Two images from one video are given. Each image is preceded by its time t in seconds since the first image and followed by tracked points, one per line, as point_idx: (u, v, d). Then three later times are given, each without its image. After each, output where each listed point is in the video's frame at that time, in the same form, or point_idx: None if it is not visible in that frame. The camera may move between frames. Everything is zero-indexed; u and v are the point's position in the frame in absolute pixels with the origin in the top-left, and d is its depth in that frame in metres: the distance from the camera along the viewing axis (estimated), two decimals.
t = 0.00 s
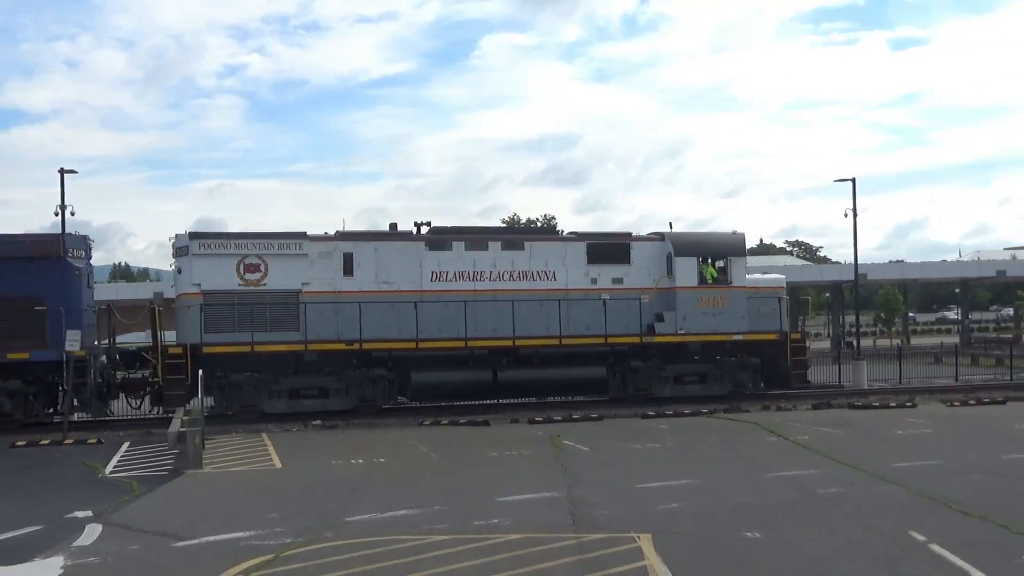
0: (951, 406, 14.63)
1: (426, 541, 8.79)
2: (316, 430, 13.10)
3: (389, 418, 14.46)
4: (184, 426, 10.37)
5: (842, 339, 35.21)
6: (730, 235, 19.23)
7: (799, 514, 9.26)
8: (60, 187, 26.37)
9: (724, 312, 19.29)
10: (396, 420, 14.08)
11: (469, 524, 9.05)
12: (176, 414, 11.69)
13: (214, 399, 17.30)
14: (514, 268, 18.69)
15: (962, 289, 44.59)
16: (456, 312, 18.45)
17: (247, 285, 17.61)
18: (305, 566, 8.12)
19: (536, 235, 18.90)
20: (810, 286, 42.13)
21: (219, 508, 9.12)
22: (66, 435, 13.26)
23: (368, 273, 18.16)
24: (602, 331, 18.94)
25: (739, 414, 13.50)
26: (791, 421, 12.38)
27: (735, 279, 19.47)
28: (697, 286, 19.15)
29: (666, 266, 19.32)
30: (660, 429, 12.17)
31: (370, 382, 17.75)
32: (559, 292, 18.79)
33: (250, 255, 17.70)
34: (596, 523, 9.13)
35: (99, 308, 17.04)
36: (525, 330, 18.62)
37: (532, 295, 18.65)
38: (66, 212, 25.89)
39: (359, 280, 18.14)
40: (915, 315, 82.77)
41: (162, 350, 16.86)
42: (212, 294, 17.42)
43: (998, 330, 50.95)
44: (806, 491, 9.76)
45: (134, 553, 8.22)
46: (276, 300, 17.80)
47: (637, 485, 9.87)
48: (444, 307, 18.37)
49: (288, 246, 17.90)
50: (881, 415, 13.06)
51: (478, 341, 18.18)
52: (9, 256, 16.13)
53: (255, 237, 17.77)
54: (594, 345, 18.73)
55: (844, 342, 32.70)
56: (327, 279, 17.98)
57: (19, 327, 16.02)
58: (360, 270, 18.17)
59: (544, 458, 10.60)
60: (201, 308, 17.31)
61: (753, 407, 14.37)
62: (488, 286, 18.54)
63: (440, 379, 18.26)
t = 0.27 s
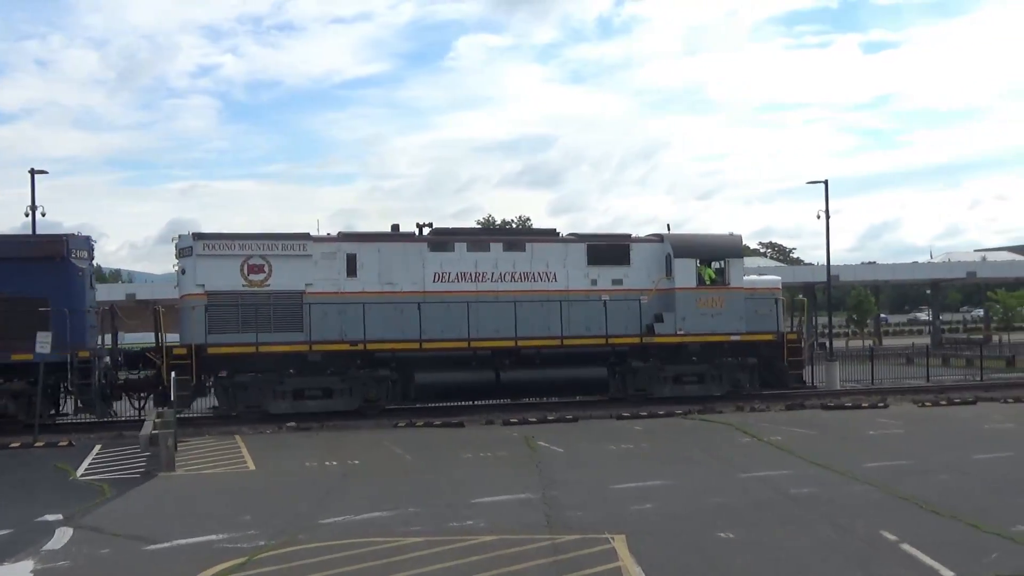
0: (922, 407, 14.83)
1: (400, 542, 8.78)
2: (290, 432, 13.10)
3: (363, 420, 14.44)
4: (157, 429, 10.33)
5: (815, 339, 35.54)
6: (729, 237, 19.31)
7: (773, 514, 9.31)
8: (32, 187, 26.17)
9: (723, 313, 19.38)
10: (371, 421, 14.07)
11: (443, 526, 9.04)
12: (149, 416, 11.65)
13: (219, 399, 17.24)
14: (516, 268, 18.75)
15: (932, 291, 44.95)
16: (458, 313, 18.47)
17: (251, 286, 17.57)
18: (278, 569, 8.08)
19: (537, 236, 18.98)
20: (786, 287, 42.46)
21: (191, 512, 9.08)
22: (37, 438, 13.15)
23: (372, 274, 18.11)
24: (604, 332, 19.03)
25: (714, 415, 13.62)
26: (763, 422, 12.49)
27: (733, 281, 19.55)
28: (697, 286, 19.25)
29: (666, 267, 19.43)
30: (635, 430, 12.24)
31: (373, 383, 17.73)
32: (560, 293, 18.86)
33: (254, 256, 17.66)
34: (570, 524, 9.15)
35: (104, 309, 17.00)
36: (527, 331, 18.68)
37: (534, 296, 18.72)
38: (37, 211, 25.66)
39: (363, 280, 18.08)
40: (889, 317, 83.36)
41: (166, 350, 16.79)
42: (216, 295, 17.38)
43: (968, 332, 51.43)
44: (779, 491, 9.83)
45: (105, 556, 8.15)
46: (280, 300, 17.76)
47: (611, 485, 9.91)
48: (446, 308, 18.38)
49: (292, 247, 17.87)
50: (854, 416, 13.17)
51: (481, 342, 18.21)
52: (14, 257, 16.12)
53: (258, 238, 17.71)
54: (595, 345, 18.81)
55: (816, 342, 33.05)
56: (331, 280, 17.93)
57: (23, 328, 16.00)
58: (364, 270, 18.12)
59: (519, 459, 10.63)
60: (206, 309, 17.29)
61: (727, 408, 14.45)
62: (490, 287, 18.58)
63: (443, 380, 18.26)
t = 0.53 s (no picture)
0: (895, 408, 15.04)
1: (376, 545, 8.74)
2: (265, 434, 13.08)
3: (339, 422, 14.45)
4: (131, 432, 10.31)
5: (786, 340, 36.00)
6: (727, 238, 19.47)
7: (748, 515, 9.35)
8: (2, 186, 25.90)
9: (722, 314, 19.61)
10: (348, 424, 14.09)
11: (420, 528, 9.01)
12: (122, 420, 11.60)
13: (226, 400, 17.16)
14: (519, 270, 18.83)
15: (905, 292, 45.52)
16: (462, 315, 18.52)
17: (257, 288, 17.40)
18: (254, 571, 8.01)
19: (540, 238, 19.04)
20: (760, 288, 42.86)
21: (166, 517, 9.01)
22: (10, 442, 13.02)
23: (377, 276, 18.08)
24: (606, 333, 19.18)
25: (689, 416, 13.79)
26: (736, 422, 12.73)
27: (733, 282, 19.74)
28: (696, 287, 19.43)
29: (665, 269, 19.57)
30: (611, 431, 12.35)
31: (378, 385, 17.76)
32: (562, 294, 18.98)
33: (260, 257, 17.50)
34: (546, 525, 9.15)
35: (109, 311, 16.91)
36: (530, 333, 18.79)
37: (536, 298, 18.82)
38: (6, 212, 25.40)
39: (367, 283, 18.06)
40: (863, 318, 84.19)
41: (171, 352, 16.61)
42: (222, 297, 17.19)
43: (938, 332, 52.18)
44: (754, 492, 9.88)
45: (79, 561, 8.06)
46: (286, 302, 17.62)
47: (587, 487, 9.95)
48: (450, 310, 18.43)
49: (297, 249, 17.74)
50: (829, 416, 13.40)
51: (485, 344, 18.30)
52: (19, 260, 16.08)
53: (264, 240, 17.57)
54: (598, 347, 18.96)
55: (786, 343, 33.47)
56: (336, 282, 17.86)
57: (29, 331, 15.95)
58: (368, 272, 18.09)
59: (495, 461, 10.68)
60: (213, 311, 17.12)
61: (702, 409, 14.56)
62: (493, 289, 18.65)
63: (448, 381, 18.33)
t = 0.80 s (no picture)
0: (868, 409, 15.25)
1: (352, 548, 8.71)
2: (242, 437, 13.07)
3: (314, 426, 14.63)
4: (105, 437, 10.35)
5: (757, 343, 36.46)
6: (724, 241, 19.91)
7: (723, 517, 9.39)
8: None
9: (721, 316, 19.95)
10: (322, 427, 14.13)
11: (397, 531, 9.01)
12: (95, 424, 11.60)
13: (233, 402, 17.14)
14: (522, 273, 18.98)
15: (879, 295, 46.13)
16: (465, 317, 18.62)
17: (263, 290, 17.47)
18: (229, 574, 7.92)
19: (542, 241, 19.22)
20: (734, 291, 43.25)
21: (141, 522, 8.99)
22: None
23: (381, 278, 18.17)
24: (608, 335, 19.36)
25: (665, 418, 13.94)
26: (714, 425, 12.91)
27: (731, 284, 20.14)
28: (696, 290, 19.79)
29: (665, 272, 19.83)
30: (586, 434, 12.47)
31: (385, 386, 17.75)
32: (564, 297, 19.16)
33: (266, 259, 17.55)
34: (523, 527, 9.17)
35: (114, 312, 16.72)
36: (532, 334, 18.93)
37: (539, 300, 18.98)
38: None
39: (371, 285, 18.13)
40: (839, 322, 84.78)
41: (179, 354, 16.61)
42: (229, 299, 17.23)
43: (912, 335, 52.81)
44: (729, 493, 9.95)
45: (51, 566, 7.96)
46: (292, 304, 17.68)
47: (564, 490, 10.02)
48: (454, 311, 18.53)
49: (302, 251, 17.79)
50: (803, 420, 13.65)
51: (490, 345, 18.39)
52: (24, 261, 15.68)
53: (270, 242, 17.62)
54: (601, 348, 19.12)
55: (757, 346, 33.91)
56: (341, 284, 17.92)
57: (34, 332, 15.59)
58: (373, 274, 18.17)
59: (472, 465, 10.75)
60: (219, 313, 17.17)
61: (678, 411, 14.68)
62: (496, 291, 18.78)
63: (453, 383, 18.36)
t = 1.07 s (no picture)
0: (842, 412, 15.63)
1: (327, 552, 8.67)
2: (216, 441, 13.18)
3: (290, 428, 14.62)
4: (79, 441, 10.32)
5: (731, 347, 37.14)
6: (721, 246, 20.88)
7: (699, 520, 9.44)
8: None
9: (719, 318, 20.84)
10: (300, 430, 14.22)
11: (373, 534, 9.00)
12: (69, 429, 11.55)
13: (239, 404, 17.59)
14: (523, 276, 19.65)
15: (854, 298, 46.96)
16: (469, 319, 19.24)
17: (269, 292, 17.95)
18: None
19: (543, 245, 19.96)
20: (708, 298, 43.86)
21: (115, 526, 8.93)
22: None
23: (386, 281, 18.74)
24: (608, 337, 20.06)
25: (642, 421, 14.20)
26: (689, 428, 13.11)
27: (728, 288, 21.07)
28: (694, 293, 20.70)
29: (664, 274, 20.76)
30: (563, 437, 12.61)
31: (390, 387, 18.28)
32: (564, 299, 19.87)
33: (272, 262, 18.01)
34: (499, 530, 9.17)
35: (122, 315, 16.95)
36: (534, 336, 19.58)
37: (540, 302, 19.65)
38: None
39: (377, 287, 18.68)
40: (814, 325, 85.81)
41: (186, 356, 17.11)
42: (235, 300, 17.67)
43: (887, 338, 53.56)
44: (705, 496, 10.02)
45: (24, 570, 7.90)
46: (298, 306, 18.16)
47: (540, 493, 10.05)
48: (458, 314, 19.16)
49: (308, 254, 18.28)
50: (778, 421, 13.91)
51: (494, 347, 19.02)
52: (31, 263, 15.81)
53: (275, 245, 18.07)
54: (601, 350, 19.82)
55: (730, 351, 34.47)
56: (346, 286, 18.43)
57: (41, 335, 15.69)
58: (378, 277, 18.73)
59: (449, 469, 10.78)
60: (225, 315, 17.59)
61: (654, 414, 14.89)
62: (499, 293, 19.43)
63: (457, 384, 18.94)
